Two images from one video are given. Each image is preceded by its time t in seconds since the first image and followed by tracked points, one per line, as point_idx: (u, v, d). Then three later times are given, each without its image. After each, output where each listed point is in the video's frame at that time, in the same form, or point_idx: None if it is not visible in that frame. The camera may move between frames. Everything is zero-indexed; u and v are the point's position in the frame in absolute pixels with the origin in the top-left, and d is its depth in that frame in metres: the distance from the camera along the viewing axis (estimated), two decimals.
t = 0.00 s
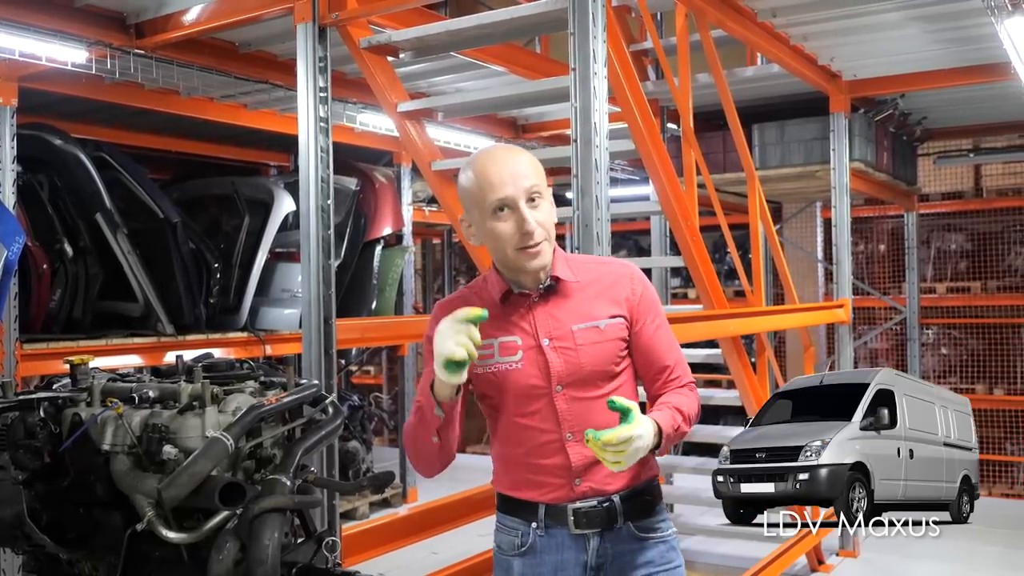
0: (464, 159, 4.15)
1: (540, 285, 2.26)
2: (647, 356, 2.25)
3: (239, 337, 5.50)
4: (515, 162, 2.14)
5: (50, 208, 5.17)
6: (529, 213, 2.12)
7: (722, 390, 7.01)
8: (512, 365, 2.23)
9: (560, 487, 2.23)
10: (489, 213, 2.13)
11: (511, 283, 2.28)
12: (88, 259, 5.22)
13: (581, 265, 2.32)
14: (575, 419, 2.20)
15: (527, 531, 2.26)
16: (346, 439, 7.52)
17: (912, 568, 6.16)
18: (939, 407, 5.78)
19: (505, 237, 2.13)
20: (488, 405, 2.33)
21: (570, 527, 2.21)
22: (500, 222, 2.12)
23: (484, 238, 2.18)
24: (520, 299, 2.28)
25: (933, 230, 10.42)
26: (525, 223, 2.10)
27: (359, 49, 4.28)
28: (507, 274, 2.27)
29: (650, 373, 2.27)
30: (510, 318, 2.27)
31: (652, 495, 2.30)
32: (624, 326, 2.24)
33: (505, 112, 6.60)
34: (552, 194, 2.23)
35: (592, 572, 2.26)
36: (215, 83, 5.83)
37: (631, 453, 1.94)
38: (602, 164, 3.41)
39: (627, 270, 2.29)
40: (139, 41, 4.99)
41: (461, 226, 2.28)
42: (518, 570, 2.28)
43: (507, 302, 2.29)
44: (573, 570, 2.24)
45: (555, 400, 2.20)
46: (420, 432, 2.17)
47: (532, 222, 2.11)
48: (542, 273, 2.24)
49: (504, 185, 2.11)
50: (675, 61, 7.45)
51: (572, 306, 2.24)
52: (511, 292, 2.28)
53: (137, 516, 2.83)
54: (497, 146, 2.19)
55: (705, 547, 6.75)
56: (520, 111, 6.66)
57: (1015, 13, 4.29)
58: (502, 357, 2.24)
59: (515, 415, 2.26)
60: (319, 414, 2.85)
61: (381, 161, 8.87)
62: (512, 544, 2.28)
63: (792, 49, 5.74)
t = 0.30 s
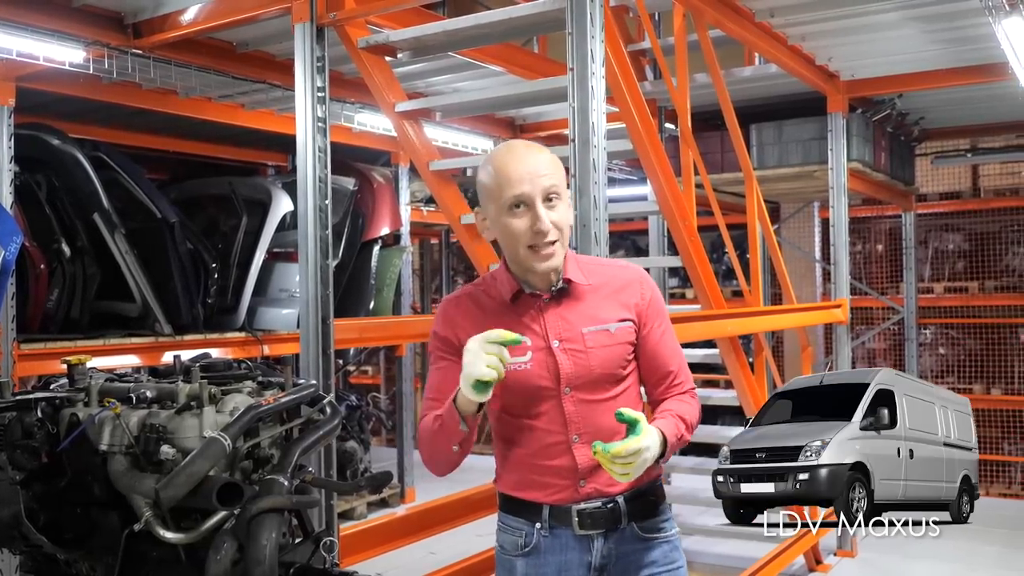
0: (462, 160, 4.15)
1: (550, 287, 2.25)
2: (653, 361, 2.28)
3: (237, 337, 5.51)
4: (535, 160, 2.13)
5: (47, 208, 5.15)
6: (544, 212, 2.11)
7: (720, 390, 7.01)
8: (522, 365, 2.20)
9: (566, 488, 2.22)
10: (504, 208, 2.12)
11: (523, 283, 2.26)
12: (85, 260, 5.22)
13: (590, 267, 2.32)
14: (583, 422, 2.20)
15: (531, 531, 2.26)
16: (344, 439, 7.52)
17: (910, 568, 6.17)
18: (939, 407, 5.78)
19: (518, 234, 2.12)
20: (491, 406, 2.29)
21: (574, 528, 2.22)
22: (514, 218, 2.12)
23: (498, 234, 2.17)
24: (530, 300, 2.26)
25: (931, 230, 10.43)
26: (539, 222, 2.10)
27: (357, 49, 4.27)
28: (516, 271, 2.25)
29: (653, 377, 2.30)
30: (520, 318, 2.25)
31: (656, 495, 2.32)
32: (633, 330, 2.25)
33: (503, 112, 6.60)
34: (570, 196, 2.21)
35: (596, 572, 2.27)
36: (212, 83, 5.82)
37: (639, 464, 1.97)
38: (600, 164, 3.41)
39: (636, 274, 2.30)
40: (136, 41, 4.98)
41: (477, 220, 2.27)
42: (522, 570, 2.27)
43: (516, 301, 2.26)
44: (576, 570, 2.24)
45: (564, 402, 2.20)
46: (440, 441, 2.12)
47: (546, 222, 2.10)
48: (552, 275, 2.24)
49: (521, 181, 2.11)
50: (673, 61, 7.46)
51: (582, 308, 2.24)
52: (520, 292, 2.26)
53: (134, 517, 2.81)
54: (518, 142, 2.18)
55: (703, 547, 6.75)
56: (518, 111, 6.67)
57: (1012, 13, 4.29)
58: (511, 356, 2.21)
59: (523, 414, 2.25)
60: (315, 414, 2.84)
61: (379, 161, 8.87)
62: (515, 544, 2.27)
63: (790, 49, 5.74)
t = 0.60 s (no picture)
0: (460, 160, 4.15)
1: (583, 278, 2.31)
2: (686, 367, 2.27)
3: (235, 337, 5.52)
4: (578, 143, 2.24)
5: (44, 208, 5.13)
6: (577, 193, 2.20)
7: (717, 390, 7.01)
8: (543, 354, 2.28)
9: (581, 487, 2.28)
10: (540, 187, 2.23)
11: (555, 272, 2.33)
12: (83, 259, 5.19)
13: (629, 267, 2.35)
14: (600, 419, 2.25)
15: (544, 531, 2.34)
16: (341, 439, 7.52)
17: (908, 568, 6.18)
18: (939, 407, 5.79)
19: (550, 213, 2.22)
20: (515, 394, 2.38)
21: (586, 531, 2.27)
22: (549, 197, 2.22)
23: (537, 216, 2.28)
24: (561, 291, 2.33)
25: (928, 230, 10.44)
26: (570, 200, 2.18)
27: (354, 49, 4.27)
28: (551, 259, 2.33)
29: (686, 386, 2.29)
30: (549, 310, 2.32)
31: (676, 505, 2.32)
32: (662, 333, 2.26)
33: (501, 112, 6.60)
34: (613, 187, 2.29)
35: None
36: (210, 83, 5.82)
37: (640, 463, 1.99)
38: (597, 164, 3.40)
39: (675, 279, 2.30)
40: (134, 41, 4.98)
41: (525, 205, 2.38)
42: (534, 569, 2.35)
43: (547, 291, 2.34)
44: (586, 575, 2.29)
45: (582, 397, 2.25)
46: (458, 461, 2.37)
47: (577, 201, 2.18)
48: (585, 266, 2.30)
49: (558, 162, 2.22)
50: (670, 61, 7.45)
51: (612, 306, 2.28)
52: (552, 282, 2.33)
53: (131, 517, 2.81)
54: (568, 129, 2.31)
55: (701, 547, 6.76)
56: (515, 111, 6.67)
57: (1010, 13, 4.30)
58: (534, 345, 2.30)
59: (541, 408, 2.31)
60: (314, 416, 2.83)
61: (377, 161, 8.87)
62: (529, 542, 2.37)
63: (787, 49, 5.75)
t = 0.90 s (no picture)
0: (459, 160, 4.15)
1: (620, 278, 2.43)
2: (718, 376, 2.29)
3: (233, 338, 5.55)
4: (617, 147, 2.33)
5: (41, 208, 5.13)
6: (606, 198, 2.31)
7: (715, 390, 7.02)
8: (571, 348, 2.46)
9: (600, 484, 2.45)
10: (578, 189, 2.38)
11: (594, 269, 2.49)
12: (81, 260, 5.20)
13: (675, 272, 2.40)
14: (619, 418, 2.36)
15: (568, 524, 2.54)
16: (340, 439, 7.52)
17: (906, 567, 6.19)
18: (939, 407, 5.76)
19: (582, 215, 2.36)
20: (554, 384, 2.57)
21: (604, 529, 2.43)
22: (584, 199, 2.37)
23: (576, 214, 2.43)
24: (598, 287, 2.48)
25: (926, 230, 10.46)
26: (595, 204, 2.30)
27: (353, 50, 4.27)
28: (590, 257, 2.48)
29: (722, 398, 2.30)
30: (584, 308, 2.48)
31: (700, 517, 2.39)
32: (688, 341, 2.30)
33: (499, 112, 6.59)
34: (651, 193, 2.34)
35: None
36: (208, 83, 5.82)
37: (630, 435, 2.06)
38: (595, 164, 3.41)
39: (718, 287, 2.33)
40: (132, 41, 4.98)
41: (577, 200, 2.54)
42: (555, 558, 2.56)
43: (590, 287, 2.50)
44: (600, 570, 2.45)
45: (601, 394, 2.39)
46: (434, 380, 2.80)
47: (600, 207, 2.29)
48: (621, 267, 2.41)
49: (594, 168, 2.34)
50: (668, 61, 7.46)
51: (642, 310, 2.36)
52: (593, 279, 2.50)
53: (128, 518, 2.82)
54: (616, 129, 2.39)
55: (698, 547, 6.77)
56: (513, 111, 6.66)
57: (1007, 14, 4.31)
58: (566, 340, 2.48)
59: (571, 404, 2.49)
60: (309, 416, 2.80)
61: (375, 161, 8.87)
62: (555, 533, 2.58)
63: (785, 50, 5.74)
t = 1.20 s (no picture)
0: (456, 161, 4.15)
1: (635, 283, 2.54)
2: (728, 383, 2.39)
3: (231, 338, 5.59)
4: (635, 156, 2.38)
5: (39, 208, 5.11)
6: (622, 206, 2.37)
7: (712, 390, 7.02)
8: (587, 349, 2.61)
9: (608, 483, 2.50)
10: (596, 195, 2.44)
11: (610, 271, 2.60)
12: (78, 260, 5.20)
13: (690, 280, 2.50)
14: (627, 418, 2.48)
15: (581, 518, 2.61)
16: (337, 439, 7.52)
17: (904, 567, 6.20)
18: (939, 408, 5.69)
19: (598, 220, 2.43)
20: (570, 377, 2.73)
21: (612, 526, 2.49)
22: (601, 205, 2.42)
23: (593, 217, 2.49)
24: (613, 290, 2.60)
25: (923, 230, 10.45)
26: (610, 211, 2.37)
27: (350, 50, 4.27)
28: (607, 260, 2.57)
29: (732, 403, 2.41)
30: (601, 310, 2.61)
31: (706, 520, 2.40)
32: (697, 349, 2.41)
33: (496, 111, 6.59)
34: (667, 202, 2.40)
35: None
36: (205, 83, 5.83)
37: (620, 408, 2.10)
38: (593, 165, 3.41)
39: (730, 297, 2.43)
40: (129, 41, 4.97)
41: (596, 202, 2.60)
42: (567, 552, 2.63)
43: (606, 288, 2.62)
44: (608, 566, 2.50)
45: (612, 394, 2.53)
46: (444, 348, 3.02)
47: (614, 215, 2.36)
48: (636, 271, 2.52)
49: (612, 175, 2.39)
50: (665, 61, 7.46)
51: (654, 317, 2.49)
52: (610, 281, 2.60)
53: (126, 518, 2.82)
54: (637, 135, 2.44)
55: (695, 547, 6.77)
56: (510, 111, 6.66)
57: (1003, 15, 4.32)
58: (583, 340, 2.62)
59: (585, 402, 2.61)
60: (307, 415, 2.80)
61: (372, 161, 8.87)
62: (569, 527, 2.65)
63: (782, 50, 5.76)
